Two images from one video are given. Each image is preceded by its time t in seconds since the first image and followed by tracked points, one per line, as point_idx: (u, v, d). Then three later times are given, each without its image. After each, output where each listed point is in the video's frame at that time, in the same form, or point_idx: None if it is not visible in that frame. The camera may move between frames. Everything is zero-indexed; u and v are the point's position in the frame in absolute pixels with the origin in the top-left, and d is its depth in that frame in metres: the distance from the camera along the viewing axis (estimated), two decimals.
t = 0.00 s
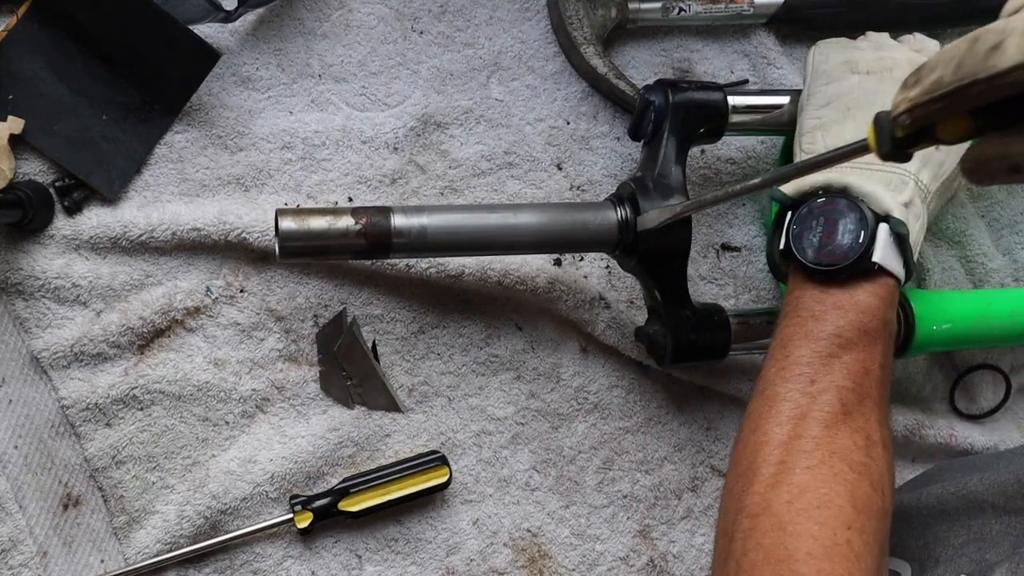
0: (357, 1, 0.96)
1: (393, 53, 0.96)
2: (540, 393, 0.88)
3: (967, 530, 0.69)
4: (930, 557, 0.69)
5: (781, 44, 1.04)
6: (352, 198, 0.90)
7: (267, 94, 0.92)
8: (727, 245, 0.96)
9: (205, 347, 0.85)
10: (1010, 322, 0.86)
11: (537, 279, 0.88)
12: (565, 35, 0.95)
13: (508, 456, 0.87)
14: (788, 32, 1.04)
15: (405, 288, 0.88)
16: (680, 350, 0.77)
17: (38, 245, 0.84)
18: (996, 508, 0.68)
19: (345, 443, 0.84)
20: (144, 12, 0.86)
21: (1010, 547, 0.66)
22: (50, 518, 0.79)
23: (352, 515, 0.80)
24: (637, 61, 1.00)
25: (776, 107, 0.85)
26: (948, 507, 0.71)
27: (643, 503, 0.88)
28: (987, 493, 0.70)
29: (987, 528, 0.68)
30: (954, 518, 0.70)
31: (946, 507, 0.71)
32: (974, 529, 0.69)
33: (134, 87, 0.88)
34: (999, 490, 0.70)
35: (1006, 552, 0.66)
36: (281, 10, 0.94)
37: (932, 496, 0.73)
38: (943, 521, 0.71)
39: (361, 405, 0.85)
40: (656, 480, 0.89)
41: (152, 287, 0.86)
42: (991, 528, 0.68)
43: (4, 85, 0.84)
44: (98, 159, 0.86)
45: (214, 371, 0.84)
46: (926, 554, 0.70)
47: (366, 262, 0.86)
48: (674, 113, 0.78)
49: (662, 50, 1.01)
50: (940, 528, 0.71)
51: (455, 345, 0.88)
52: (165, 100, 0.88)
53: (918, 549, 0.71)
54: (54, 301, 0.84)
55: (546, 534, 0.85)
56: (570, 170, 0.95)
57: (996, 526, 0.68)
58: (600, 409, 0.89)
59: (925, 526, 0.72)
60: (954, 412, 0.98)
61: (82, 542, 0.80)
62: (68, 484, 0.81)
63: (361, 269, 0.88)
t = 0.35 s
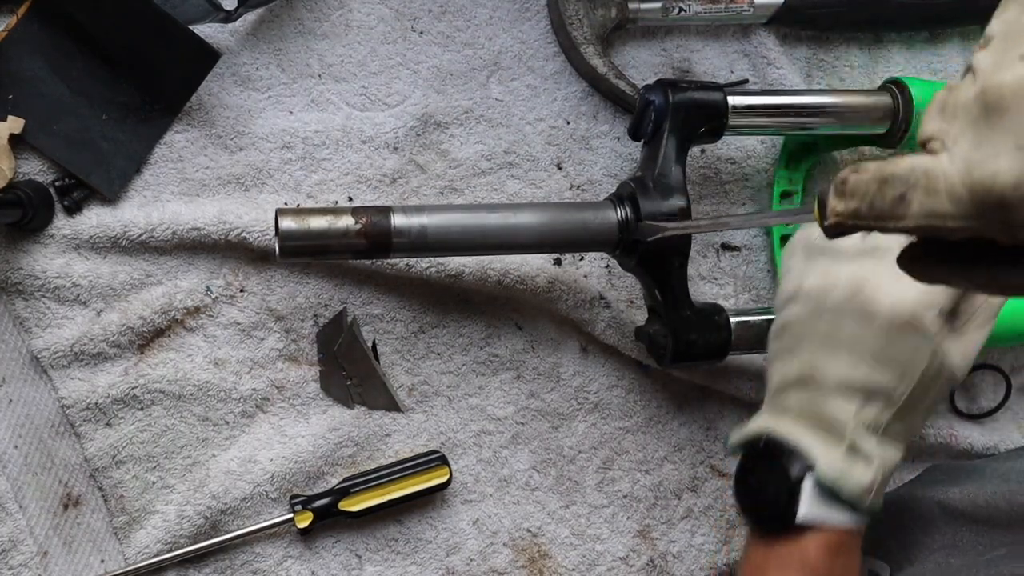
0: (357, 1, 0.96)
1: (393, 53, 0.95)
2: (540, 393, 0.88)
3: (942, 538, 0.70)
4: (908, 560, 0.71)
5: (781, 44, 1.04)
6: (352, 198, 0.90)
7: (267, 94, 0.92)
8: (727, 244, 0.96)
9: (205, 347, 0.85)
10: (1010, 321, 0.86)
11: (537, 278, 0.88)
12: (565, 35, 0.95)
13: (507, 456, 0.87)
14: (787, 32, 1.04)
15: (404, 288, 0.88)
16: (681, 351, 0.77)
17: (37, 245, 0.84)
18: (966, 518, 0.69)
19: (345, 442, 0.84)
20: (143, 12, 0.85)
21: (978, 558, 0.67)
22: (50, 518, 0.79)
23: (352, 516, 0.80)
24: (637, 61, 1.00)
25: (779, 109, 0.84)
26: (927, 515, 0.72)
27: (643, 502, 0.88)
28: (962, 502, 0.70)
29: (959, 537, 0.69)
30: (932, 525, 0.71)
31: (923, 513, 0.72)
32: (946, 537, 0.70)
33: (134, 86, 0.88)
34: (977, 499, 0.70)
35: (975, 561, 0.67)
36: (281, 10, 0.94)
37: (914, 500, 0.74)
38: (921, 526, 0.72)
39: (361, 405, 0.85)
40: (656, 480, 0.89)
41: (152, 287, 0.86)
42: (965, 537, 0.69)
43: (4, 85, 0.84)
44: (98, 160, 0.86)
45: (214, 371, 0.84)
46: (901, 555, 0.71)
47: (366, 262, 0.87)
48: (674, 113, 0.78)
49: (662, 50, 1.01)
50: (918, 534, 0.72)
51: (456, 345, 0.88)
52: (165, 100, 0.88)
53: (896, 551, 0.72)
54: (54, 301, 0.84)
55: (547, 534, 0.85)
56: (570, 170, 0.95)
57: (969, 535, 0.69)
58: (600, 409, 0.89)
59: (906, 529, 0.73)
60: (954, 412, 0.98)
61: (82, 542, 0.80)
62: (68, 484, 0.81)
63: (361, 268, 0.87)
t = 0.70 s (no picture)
0: (357, 1, 0.96)
1: (393, 53, 0.95)
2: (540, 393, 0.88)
3: (937, 556, 0.71)
4: None
5: (781, 44, 1.04)
6: (352, 198, 0.90)
7: (267, 94, 0.92)
8: (727, 244, 0.96)
9: (205, 347, 0.85)
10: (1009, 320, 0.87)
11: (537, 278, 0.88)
12: (565, 35, 0.95)
13: (508, 456, 0.86)
14: (787, 32, 1.04)
15: (404, 289, 0.88)
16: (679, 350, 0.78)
17: (37, 245, 0.84)
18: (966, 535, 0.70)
19: (345, 442, 0.84)
20: (143, 11, 0.85)
21: None
22: (50, 518, 0.79)
23: (352, 516, 0.80)
24: (637, 61, 1.00)
25: (778, 109, 0.84)
26: (920, 529, 0.72)
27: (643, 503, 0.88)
28: (956, 519, 0.70)
29: (956, 557, 0.70)
30: (928, 542, 0.71)
31: (916, 528, 0.72)
32: (942, 557, 0.70)
33: (134, 86, 0.88)
34: (974, 517, 0.70)
35: None
36: (281, 10, 0.94)
37: (908, 512, 0.73)
38: (917, 542, 0.71)
39: (361, 406, 0.85)
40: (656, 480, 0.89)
41: (152, 287, 0.86)
42: (960, 555, 0.70)
43: (4, 85, 0.84)
44: (98, 160, 0.86)
45: (214, 371, 0.84)
46: (897, 572, 0.71)
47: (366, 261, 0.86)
48: (673, 113, 0.78)
49: (662, 50, 1.01)
50: (913, 550, 0.71)
51: (456, 345, 0.88)
52: (165, 100, 0.88)
53: (891, 567, 0.71)
54: (54, 301, 0.84)
55: (547, 534, 0.85)
56: (570, 170, 0.95)
57: (965, 553, 0.70)
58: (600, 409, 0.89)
59: (897, 541, 0.72)
60: (954, 412, 0.98)
61: (82, 542, 0.80)
62: (69, 484, 0.81)
63: (361, 268, 0.87)
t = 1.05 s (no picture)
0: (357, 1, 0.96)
1: (393, 53, 0.95)
2: (540, 393, 0.88)
3: (942, 559, 0.66)
4: None
5: (781, 44, 1.04)
6: (352, 198, 0.90)
7: (267, 94, 0.92)
8: (727, 244, 0.96)
9: (205, 347, 0.85)
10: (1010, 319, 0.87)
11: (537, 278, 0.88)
12: (565, 35, 0.95)
13: (508, 456, 0.86)
14: (788, 32, 1.04)
15: (404, 288, 0.88)
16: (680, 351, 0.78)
17: (37, 245, 0.84)
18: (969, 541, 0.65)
19: (345, 442, 0.84)
20: (143, 11, 0.85)
21: None
22: (50, 518, 0.79)
23: (352, 516, 0.80)
24: (637, 61, 1.00)
25: (777, 109, 0.83)
26: (925, 531, 0.67)
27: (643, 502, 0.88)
28: (960, 524, 0.65)
29: (961, 562, 0.65)
30: (931, 544, 0.67)
31: (920, 528, 0.67)
32: (947, 560, 0.66)
33: (134, 86, 0.88)
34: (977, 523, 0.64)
35: None
36: (281, 10, 0.94)
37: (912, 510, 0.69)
38: (922, 543, 0.67)
39: (361, 406, 0.85)
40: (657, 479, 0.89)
41: (152, 287, 0.86)
42: (963, 559, 0.65)
43: (4, 85, 0.84)
44: (98, 160, 0.86)
45: (215, 371, 0.84)
46: (902, 571, 0.68)
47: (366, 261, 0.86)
48: (674, 113, 0.78)
49: (662, 51, 1.01)
50: (918, 551, 0.67)
51: (456, 345, 0.88)
52: (165, 100, 0.88)
53: (895, 566, 0.68)
54: (54, 301, 0.84)
55: (547, 533, 0.85)
56: (570, 170, 0.95)
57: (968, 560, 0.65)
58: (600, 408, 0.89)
59: (901, 540, 0.68)
60: (954, 411, 0.98)
61: (82, 542, 0.80)
62: (69, 484, 0.81)
63: (361, 268, 0.87)
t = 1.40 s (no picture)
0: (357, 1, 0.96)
1: (393, 53, 0.95)
2: (540, 393, 0.88)
3: (928, 562, 0.65)
4: None
5: (781, 44, 1.04)
6: (351, 198, 0.90)
7: (267, 94, 0.92)
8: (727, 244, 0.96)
9: (205, 346, 0.85)
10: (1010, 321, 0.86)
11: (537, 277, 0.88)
12: (565, 35, 0.95)
13: (508, 456, 0.87)
14: (788, 32, 1.04)
15: (404, 288, 0.88)
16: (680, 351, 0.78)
17: (38, 245, 0.84)
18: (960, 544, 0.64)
19: (345, 443, 0.84)
20: (143, 11, 0.85)
21: None
22: (50, 518, 0.79)
23: (352, 516, 0.80)
24: (637, 61, 1.00)
25: (777, 109, 0.83)
26: (915, 533, 0.66)
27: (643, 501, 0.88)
28: (950, 526, 0.65)
29: (945, 565, 0.64)
30: (920, 546, 0.66)
31: (910, 532, 0.66)
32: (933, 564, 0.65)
33: (134, 86, 0.88)
34: (966, 527, 0.64)
35: None
36: (281, 10, 0.94)
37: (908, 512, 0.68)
38: (911, 546, 0.66)
39: (361, 406, 0.85)
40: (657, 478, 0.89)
41: (152, 287, 0.86)
42: (952, 562, 0.64)
43: (4, 85, 0.84)
44: (98, 160, 0.86)
45: (215, 371, 0.84)
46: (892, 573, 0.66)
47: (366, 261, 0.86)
48: (672, 113, 0.78)
49: (662, 50, 1.01)
50: (908, 553, 0.66)
51: (456, 345, 0.88)
52: (164, 100, 0.88)
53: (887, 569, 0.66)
54: (54, 301, 0.84)
55: (546, 533, 0.85)
56: (570, 170, 0.95)
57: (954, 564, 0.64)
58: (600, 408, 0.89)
59: (893, 543, 0.67)
60: (954, 411, 0.98)
61: (82, 542, 0.80)
62: (69, 484, 0.81)
63: (361, 268, 0.87)
